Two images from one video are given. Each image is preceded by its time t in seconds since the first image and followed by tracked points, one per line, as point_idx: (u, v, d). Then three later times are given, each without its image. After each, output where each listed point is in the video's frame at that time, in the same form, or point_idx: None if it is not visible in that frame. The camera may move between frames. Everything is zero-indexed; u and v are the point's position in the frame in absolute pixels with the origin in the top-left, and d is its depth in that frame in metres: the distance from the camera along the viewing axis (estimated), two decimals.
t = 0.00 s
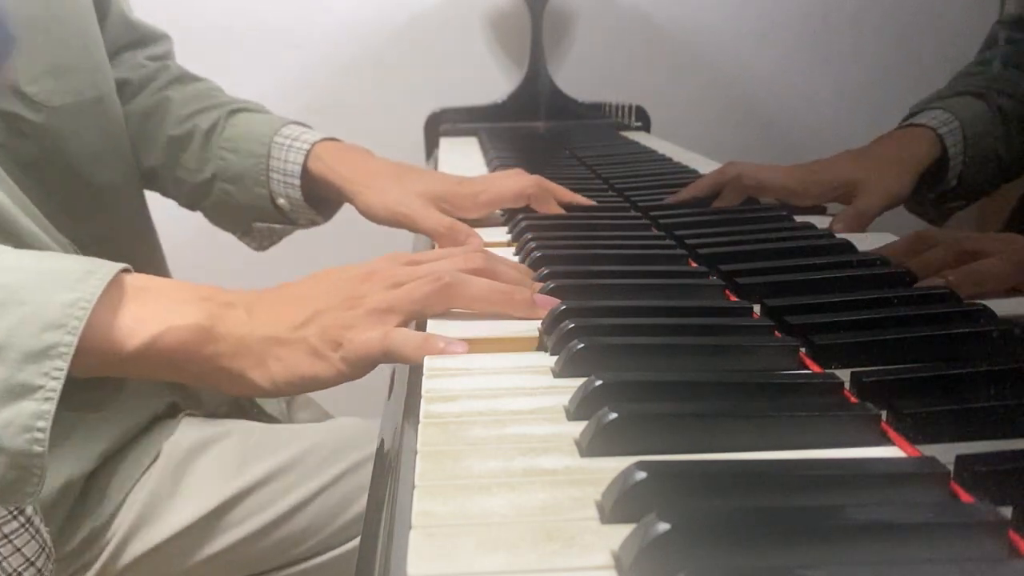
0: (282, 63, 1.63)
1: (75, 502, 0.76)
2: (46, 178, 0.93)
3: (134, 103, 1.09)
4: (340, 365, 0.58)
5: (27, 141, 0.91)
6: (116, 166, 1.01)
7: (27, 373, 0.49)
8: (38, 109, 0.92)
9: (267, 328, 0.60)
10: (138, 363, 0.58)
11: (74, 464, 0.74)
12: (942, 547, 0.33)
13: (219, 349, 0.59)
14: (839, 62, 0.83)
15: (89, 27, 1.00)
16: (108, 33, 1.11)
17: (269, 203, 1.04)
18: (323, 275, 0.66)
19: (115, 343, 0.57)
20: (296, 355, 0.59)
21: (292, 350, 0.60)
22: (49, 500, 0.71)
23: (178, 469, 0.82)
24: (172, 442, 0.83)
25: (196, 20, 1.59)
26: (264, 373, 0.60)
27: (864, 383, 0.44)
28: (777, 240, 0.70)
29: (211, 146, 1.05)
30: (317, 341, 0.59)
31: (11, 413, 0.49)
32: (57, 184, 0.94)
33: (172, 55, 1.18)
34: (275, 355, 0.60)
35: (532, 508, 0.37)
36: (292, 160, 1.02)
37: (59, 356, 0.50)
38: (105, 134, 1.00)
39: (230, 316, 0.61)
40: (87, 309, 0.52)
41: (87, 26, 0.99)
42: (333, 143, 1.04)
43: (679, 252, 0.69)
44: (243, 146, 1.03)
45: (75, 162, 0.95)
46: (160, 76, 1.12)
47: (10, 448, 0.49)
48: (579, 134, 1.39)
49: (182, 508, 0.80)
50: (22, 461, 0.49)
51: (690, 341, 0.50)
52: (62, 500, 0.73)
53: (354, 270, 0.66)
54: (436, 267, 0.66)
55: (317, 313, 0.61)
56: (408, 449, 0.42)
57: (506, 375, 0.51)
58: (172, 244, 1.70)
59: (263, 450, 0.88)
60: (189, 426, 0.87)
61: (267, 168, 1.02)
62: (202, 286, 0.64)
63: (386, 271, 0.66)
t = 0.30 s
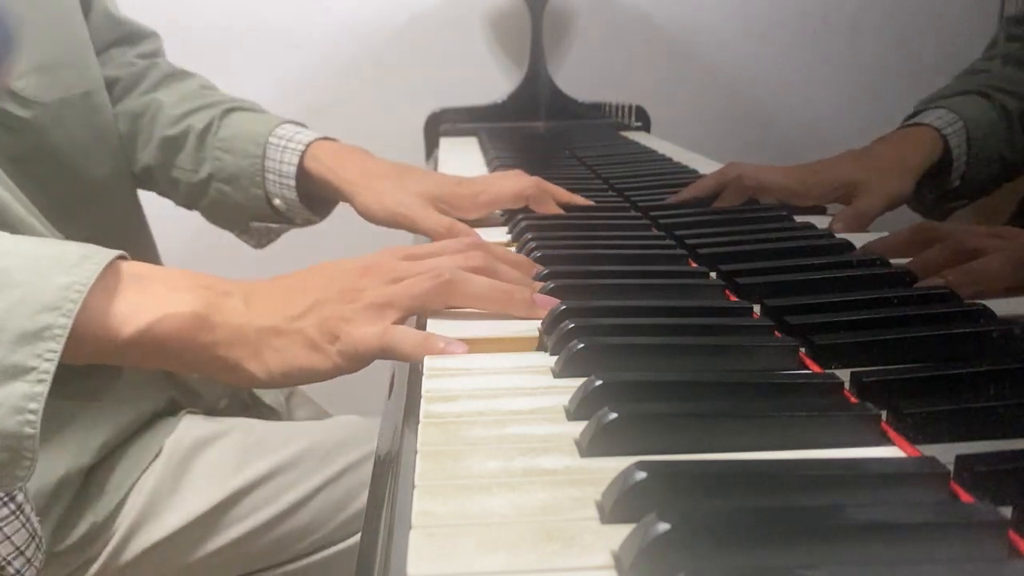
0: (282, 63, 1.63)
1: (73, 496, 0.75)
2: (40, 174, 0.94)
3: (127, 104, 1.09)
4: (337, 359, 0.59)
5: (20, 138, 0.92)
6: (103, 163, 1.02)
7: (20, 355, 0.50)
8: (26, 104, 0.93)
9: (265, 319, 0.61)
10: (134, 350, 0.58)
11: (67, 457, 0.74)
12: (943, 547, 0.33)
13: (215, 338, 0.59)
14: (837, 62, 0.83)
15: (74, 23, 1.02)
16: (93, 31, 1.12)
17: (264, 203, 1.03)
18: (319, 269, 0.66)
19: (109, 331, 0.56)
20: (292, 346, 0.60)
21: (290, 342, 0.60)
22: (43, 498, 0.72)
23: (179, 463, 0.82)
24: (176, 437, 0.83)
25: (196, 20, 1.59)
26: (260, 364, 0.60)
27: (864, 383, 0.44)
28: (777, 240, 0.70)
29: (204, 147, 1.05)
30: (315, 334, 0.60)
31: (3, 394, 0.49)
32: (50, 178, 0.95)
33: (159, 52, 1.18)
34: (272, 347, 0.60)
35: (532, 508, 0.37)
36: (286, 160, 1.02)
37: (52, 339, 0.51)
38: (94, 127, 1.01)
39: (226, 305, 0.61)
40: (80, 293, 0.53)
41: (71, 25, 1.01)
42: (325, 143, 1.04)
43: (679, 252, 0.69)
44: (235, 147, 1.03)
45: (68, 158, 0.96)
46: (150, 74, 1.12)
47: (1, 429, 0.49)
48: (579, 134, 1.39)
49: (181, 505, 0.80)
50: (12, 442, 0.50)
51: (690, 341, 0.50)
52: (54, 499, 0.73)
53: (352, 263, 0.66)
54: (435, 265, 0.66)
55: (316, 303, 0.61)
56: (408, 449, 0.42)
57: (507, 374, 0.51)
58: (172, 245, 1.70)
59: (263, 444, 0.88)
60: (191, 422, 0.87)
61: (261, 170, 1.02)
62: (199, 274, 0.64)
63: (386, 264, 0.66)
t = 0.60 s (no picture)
0: (282, 63, 1.63)
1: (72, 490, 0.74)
2: (36, 169, 0.94)
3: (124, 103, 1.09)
4: (326, 324, 0.60)
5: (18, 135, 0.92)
6: (103, 163, 1.02)
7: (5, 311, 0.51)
8: (26, 101, 0.92)
9: (254, 276, 0.61)
10: (122, 305, 0.58)
11: (65, 450, 0.73)
12: (944, 546, 0.33)
13: (201, 292, 0.60)
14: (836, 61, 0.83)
15: (74, 21, 1.02)
16: (92, 32, 1.12)
17: (262, 203, 1.04)
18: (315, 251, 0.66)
19: (95, 286, 0.57)
20: (283, 306, 0.60)
21: (280, 302, 0.60)
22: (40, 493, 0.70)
23: (180, 463, 0.82)
24: (177, 435, 0.83)
25: (196, 20, 1.59)
26: (249, 321, 0.60)
27: (863, 383, 0.44)
28: (777, 239, 0.70)
29: (203, 145, 1.05)
30: (306, 297, 0.60)
31: None
32: (46, 173, 0.94)
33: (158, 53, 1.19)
34: (261, 305, 0.60)
35: (532, 508, 0.37)
36: (283, 159, 1.02)
37: (36, 294, 0.52)
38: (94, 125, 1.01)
39: (215, 261, 0.61)
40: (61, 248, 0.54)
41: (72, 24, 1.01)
42: (323, 142, 1.04)
43: (679, 252, 0.69)
44: (234, 146, 1.03)
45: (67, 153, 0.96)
46: (149, 73, 1.12)
47: None
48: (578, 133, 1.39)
49: (181, 503, 0.80)
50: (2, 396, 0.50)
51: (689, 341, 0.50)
52: (53, 493, 0.72)
53: (351, 233, 0.66)
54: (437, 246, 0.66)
55: (307, 267, 0.61)
56: (408, 448, 0.42)
57: (507, 375, 0.51)
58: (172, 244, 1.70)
59: (264, 443, 0.88)
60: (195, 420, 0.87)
61: (259, 168, 1.02)
62: (191, 228, 0.65)
63: (384, 238, 0.66)
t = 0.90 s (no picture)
0: (282, 63, 1.63)
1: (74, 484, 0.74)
2: (36, 167, 0.94)
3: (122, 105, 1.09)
4: (320, 348, 0.59)
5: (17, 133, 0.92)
6: (102, 165, 1.02)
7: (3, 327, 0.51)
8: (27, 101, 0.92)
9: (249, 302, 0.61)
10: (120, 328, 0.58)
11: (65, 445, 0.73)
12: (944, 546, 0.33)
13: (198, 317, 0.60)
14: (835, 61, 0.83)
15: (75, 23, 1.02)
16: (92, 34, 1.11)
17: (259, 204, 1.04)
18: (314, 259, 0.66)
19: (94, 306, 0.57)
20: (277, 333, 0.60)
21: (273, 327, 0.60)
22: (39, 488, 0.70)
23: (181, 462, 0.82)
24: (178, 435, 0.83)
25: (196, 20, 1.59)
26: (244, 347, 0.60)
27: (863, 383, 0.44)
28: (777, 240, 0.70)
29: (202, 147, 1.05)
30: (299, 322, 0.60)
31: None
32: (46, 173, 0.95)
33: (159, 55, 1.19)
34: (256, 331, 0.60)
35: (532, 508, 0.37)
36: (281, 160, 1.02)
37: (34, 311, 0.52)
38: (92, 125, 1.01)
39: (212, 286, 0.61)
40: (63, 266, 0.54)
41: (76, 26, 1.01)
42: (321, 142, 1.04)
43: (679, 252, 0.69)
44: (232, 148, 1.03)
45: (66, 153, 0.96)
46: (148, 75, 1.12)
47: None
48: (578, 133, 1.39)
49: (180, 503, 0.80)
50: None
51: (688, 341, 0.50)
52: (52, 488, 0.71)
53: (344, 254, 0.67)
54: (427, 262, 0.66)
55: (298, 292, 0.61)
56: (408, 448, 0.42)
57: (507, 374, 0.51)
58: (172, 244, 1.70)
59: (265, 442, 0.88)
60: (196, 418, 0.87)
61: (256, 169, 1.02)
62: (190, 254, 0.65)
63: (374, 258, 0.66)
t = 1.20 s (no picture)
0: (282, 63, 1.63)
1: (75, 479, 0.74)
2: (38, 168, 0.94)
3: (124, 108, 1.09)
4: (319, 326, 0.59)
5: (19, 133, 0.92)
6: (102, 168, 1.02)
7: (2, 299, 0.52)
8: (30, 102, 0.92)
9: (248, 279, 0.61)
10: (116, 303, 0.59)
11: (66, 439, 0.73)
12: (944, 545, 0.33)
13: (197, 293, 0.60)
14: (835, 62, 0.83)
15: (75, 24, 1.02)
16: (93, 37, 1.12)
17: (258, 205, 1.04)
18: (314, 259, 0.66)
19: (91, 282, 0.57)
20: (276, 308, 0.60)
21: (272, 305, 0.60)
22: (40, 482, 0.70)
23: (182, 460, 0.82)
24: (179, 432, 0.83)
25: (196, 20, 1.59)
26: (244, 324, 0.61)
27: (863, 383, 0.44)
28: (777, 240, 0.70)
29: (202, 149, 1.05)
30: (300, 299, 0.60)
31: None
32: (46, 172, 0.95)
33: (161, 60, 1.19)
34: (255, 308, 0.60)
35: (532, 508, 0.37)
36: (280, 161, 1.02)
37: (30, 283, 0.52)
38: (94, 127, 1.01)
39: (211, 261, 0.62)
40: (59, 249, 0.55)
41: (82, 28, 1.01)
42: (320, 143, 1.04)
43: (678, 252, 0.69)
44: (231, 149, 1.03)
45: (67, 153, 0.96)
46: (149, 78, 1.12)
47: None
48: (578, 133, 1.39)
49: (181, 501, 0.80)
50: None
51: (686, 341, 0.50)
52: (53, 483, 0.72)
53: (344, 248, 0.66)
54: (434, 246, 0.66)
55: (302, 270, 0.61)
56: (408, 448, 0.42)
57: (508, 374, 0.51)
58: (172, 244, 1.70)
59: (266, 441, 0.88)
60: (196, 417, 0.87)
61: (255, 171, 1.02)
62: (188, 230, 0.65)
63: (377, 240, 0.66)
